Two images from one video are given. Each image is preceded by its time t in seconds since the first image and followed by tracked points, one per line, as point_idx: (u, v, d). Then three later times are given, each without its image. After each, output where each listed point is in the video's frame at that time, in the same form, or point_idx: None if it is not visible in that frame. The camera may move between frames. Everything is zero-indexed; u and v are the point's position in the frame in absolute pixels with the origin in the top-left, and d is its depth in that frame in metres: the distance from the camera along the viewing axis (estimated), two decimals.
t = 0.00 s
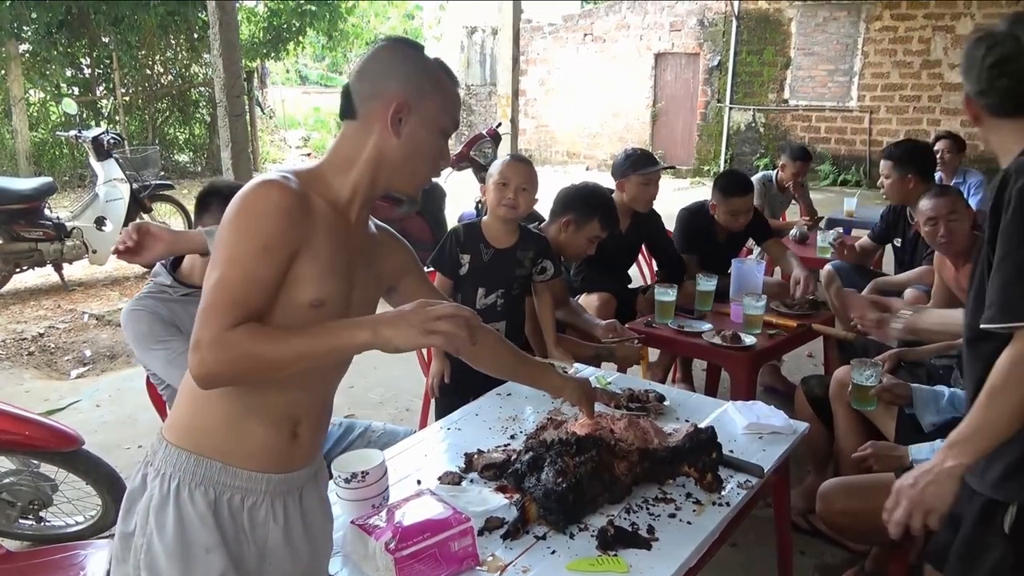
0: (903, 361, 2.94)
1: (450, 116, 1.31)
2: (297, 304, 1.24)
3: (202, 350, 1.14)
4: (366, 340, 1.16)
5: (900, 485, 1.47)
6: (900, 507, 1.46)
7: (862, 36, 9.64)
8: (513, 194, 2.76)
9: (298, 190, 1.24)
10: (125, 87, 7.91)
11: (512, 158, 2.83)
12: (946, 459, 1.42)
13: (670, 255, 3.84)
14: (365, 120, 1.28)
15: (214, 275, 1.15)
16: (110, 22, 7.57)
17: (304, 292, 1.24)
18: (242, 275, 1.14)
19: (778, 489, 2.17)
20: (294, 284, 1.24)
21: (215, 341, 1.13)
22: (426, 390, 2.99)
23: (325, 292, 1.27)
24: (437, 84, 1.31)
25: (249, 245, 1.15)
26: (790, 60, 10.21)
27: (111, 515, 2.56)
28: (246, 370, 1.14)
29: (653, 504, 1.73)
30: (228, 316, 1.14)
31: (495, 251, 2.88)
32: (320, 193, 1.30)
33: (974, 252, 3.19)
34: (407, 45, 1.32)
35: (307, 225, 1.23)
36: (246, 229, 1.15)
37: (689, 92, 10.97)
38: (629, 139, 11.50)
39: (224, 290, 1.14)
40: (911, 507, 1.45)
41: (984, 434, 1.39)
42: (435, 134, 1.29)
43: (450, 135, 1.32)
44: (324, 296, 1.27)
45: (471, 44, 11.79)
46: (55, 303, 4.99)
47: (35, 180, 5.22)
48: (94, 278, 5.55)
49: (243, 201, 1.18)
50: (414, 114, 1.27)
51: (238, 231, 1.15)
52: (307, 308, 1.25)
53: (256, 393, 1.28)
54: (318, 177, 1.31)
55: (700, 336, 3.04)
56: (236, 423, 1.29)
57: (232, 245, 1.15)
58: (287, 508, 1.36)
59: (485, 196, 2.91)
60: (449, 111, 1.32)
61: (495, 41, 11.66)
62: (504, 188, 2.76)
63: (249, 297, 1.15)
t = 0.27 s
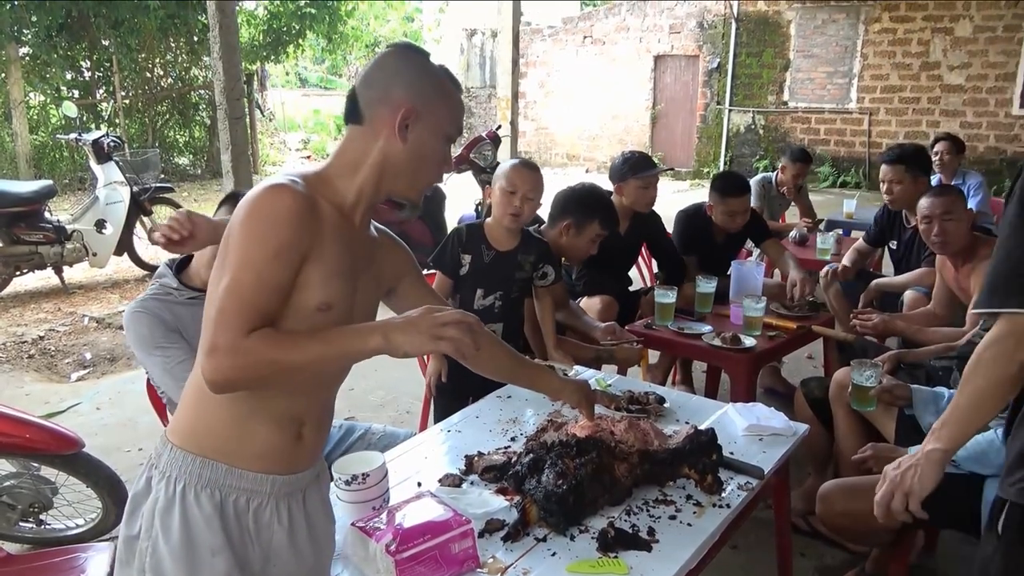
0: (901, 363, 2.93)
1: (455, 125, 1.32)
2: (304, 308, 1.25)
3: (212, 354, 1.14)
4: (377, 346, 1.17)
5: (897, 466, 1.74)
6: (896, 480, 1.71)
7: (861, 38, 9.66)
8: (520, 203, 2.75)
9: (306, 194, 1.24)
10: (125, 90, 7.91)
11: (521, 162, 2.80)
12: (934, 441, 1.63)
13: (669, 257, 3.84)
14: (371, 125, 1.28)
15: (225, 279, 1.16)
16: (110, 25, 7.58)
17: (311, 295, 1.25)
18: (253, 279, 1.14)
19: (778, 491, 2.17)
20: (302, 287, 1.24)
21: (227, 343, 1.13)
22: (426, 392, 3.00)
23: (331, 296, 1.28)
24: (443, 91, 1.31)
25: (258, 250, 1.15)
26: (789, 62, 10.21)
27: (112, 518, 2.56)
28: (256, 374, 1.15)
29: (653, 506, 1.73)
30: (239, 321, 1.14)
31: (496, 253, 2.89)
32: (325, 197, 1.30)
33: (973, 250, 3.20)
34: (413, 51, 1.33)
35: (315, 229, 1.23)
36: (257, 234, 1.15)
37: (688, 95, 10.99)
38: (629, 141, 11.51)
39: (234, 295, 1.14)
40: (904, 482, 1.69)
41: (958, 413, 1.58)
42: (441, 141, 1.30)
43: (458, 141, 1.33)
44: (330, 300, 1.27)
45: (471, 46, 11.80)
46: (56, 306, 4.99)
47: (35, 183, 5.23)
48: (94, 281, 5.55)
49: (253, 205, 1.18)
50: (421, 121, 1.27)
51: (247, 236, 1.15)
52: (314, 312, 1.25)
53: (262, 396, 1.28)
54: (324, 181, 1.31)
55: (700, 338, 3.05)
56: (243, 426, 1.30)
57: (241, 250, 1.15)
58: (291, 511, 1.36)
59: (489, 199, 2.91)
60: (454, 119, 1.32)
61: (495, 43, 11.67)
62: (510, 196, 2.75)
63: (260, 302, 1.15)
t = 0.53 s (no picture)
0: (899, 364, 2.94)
1: (453, 129, 1.33)
2: (307, 311, 1.25)
3: (218, 359, 1.14)
4: (379, 352, 1.19)
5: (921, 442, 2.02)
6: (921, 455, 1.98)
7: (858, 39, 9.67)
8: (526, 211, 2.75)
9: (308, 196, 1.23)
10: (124, 93, 7.91)
11: (526, 166, 2.79)
12: (956, 419, 1.92)
13: (668, 258, 3.84)
14: (371, 127, 1.28)
15: (229, 283, 1.15)
16: (108, 28, 7.57)
17: (313, 298, 1.25)
18: (260, 284, 1.14)
19: (777, 493, 2.16)
20: (305, 289, 1.24)
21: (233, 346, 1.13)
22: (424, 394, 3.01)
23: (332, 298, 1.28)
24: (443, 96, 1.31)
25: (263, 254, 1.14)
26: (787, 64, 10.19)
27: (109, 521, 2.56)
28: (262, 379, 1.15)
29: (651, 507, 1.73)
30: (245, 326, 1.14)
31: (498, 255, 2.88)
32: (325, 199, 1.29)
33: (970, 250, 3.20)
34: (412, 53, 1.33)
35: (317, 231, 1.23)
36: (262, 238, 1.15)
37: (687, 96, 11.00)
38: (627, 143, 11.52)
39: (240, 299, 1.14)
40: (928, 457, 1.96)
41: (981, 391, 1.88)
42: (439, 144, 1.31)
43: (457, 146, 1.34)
44: (332, 303, 1.28)
45: (469, 48, 11.80)
46: (54, 309, 4.99)
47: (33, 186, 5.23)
48: (92, 283, 5.55)
49: (256, 208, 1.17)
50: (421, 124, 1.28)
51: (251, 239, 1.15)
52: (315, 314, 1.25)
53: (264, 399, 1.28)
54: (323, 182, 1.30)
55: (698, 340, 3.04)
56: (244, 428, 1.29)
57: (247, 254, 1.14)
58: (290, 512, 1.35)
59: (493, 201, 2.91)
60: (452, 124, 1.32)
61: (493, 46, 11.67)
62: (517, 206, 2.75)
63: (266, 307, 1.15)
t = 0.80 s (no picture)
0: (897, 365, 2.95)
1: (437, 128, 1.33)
2: (301, 316, 1.24)
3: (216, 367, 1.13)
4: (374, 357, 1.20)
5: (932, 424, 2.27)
6: (927, 434, 2.24)
7: (856, 41, 9.68)
8: (528, 213, 2.74)
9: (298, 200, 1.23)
10: (121, 95, 7.91)
11: (529, 169, 2.80)
12: (957, 401, 2.17)
13: (665, 260, 3.84)
14: (355, 127, 1.27)
15: (225, 290, 1.14)
16: (105, 30, 7.56)
17: (308, 301, 1.24)
18: (256, 291, 1.13)
19: (774, 494, 2.16)
20: (300, 293, 1.23)
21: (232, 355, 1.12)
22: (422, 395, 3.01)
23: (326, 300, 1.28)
24: (427, 94, 1.32)
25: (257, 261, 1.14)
26: (784, 66, 10.19)
27: (106, 523, 2.55)
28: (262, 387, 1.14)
29: (648, 509, 1.72)
30: (243, 334, 1.13)
31: (498, 257, 2.88)
32: (312, 200, 1.28)
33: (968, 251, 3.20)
34: (394, 50, 1.33)
35: (309, 234, 1.23)
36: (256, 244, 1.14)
37: (684, 98, 11.01)
38: (625, 145, 11.54)
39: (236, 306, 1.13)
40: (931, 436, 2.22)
41: (979, 375, 2.12)
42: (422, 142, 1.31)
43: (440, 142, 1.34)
44: (325, 305, 1.27)
45: (467, 50, 11.80)
46: (51, 311, 4.98)
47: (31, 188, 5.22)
48: (90, 285, 5.54)
49: (247, 213, 1.16)
50: (407, 123, 1.28)
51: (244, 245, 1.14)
52: (310, 318, 1.25)
53: (259, 404, 1.27)
54: (309, 183, 1.29)
55: (696, 341, 3.04)
56: (241, 434, 1.29)
57: (241, 262, 1.14)
58: (290, 517, 1.35)
59: (496, 203, 2.91)
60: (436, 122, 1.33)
61: (491, 47, 11.66)
62: (520, 207, 2.74)
63: (262, 313, 1.15)
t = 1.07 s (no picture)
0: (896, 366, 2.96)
1: (413, 118, 1.33)
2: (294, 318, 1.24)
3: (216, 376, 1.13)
4: (371, 355, 1.22)
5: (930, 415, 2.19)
6: (925, 428, 2.16)
7: (853, 42, 9.69)
8: (530, 214, 2.73)
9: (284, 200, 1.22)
10: (119, 96, 7.89)
11: (530, 169, 2.78)
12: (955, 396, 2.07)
13: (663, 260, 3.84)
14: (329, 121, 1.27)
15: (220, 296, 1.13)
16: (103, 31, 7.55)
17: (300, 302, 1.24)
18: (250, 300, 1.13)
19: (773, 496, 2.16)
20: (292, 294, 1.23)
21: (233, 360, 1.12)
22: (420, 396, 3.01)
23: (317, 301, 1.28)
24: (400, 82, 1.31)
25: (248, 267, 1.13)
26: (782, 66, 10.20)
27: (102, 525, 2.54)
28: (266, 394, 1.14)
29: (646, 510, 1.72)
30: (240, 341, 1.13)
31: (499, 259, 2.86)
32: (292, 198, 1.28)
33: (967, 250, 3.20)
34: (364, 40, 1.31)
35: (298, 237, 1.22)
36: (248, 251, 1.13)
37: (682, 98, 11.00)
38: (623, 146, 11.54)
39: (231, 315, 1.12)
40: (930, 431, 2.14)
41: (975, 371, 1.99)
42: (399, 135, 1.30)
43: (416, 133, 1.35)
44: (316, 305, 1.27)
45: (464, 51, 11.79)
46: (48, 313, 4.96)
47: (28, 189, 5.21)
48: (87, 287, 5.53)
49: (234, 219, 1.15)
50: (382, 114, 1.27)
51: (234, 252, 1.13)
52: (302, 319, 1.25)
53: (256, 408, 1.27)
54: (287, 181, 1.28)
55: (694, 342, 3.04)
56: (240, 440, 1.28)
57: (233, 269, 1.13)
58: (292, 520, 1.35)
59: (495, 204, 2.89)
60: (412, 114, 1.32)
61: (489, 48, 11.67)
62: (521, 209, 2.73)
63: (259, 318, 1.14)
